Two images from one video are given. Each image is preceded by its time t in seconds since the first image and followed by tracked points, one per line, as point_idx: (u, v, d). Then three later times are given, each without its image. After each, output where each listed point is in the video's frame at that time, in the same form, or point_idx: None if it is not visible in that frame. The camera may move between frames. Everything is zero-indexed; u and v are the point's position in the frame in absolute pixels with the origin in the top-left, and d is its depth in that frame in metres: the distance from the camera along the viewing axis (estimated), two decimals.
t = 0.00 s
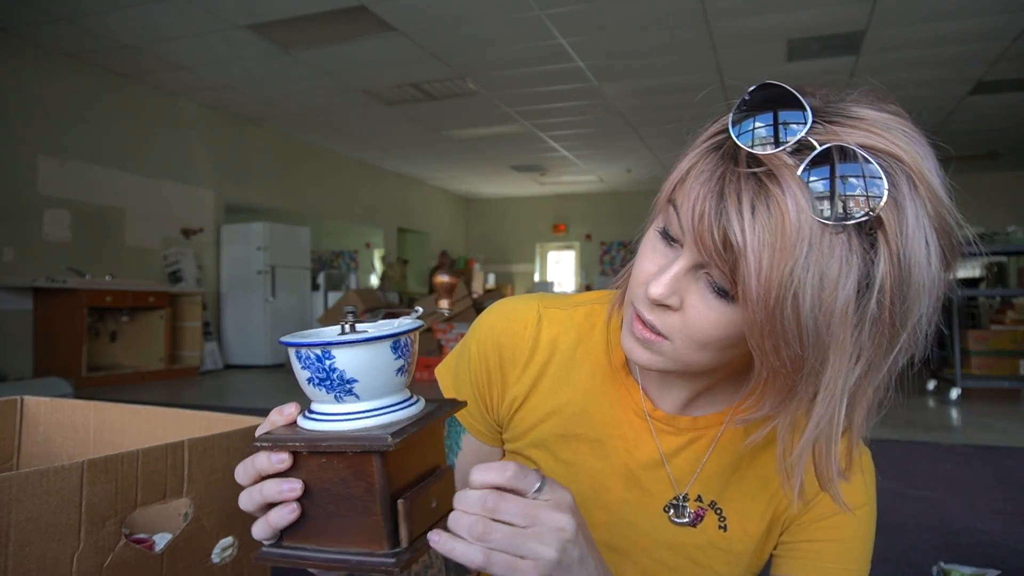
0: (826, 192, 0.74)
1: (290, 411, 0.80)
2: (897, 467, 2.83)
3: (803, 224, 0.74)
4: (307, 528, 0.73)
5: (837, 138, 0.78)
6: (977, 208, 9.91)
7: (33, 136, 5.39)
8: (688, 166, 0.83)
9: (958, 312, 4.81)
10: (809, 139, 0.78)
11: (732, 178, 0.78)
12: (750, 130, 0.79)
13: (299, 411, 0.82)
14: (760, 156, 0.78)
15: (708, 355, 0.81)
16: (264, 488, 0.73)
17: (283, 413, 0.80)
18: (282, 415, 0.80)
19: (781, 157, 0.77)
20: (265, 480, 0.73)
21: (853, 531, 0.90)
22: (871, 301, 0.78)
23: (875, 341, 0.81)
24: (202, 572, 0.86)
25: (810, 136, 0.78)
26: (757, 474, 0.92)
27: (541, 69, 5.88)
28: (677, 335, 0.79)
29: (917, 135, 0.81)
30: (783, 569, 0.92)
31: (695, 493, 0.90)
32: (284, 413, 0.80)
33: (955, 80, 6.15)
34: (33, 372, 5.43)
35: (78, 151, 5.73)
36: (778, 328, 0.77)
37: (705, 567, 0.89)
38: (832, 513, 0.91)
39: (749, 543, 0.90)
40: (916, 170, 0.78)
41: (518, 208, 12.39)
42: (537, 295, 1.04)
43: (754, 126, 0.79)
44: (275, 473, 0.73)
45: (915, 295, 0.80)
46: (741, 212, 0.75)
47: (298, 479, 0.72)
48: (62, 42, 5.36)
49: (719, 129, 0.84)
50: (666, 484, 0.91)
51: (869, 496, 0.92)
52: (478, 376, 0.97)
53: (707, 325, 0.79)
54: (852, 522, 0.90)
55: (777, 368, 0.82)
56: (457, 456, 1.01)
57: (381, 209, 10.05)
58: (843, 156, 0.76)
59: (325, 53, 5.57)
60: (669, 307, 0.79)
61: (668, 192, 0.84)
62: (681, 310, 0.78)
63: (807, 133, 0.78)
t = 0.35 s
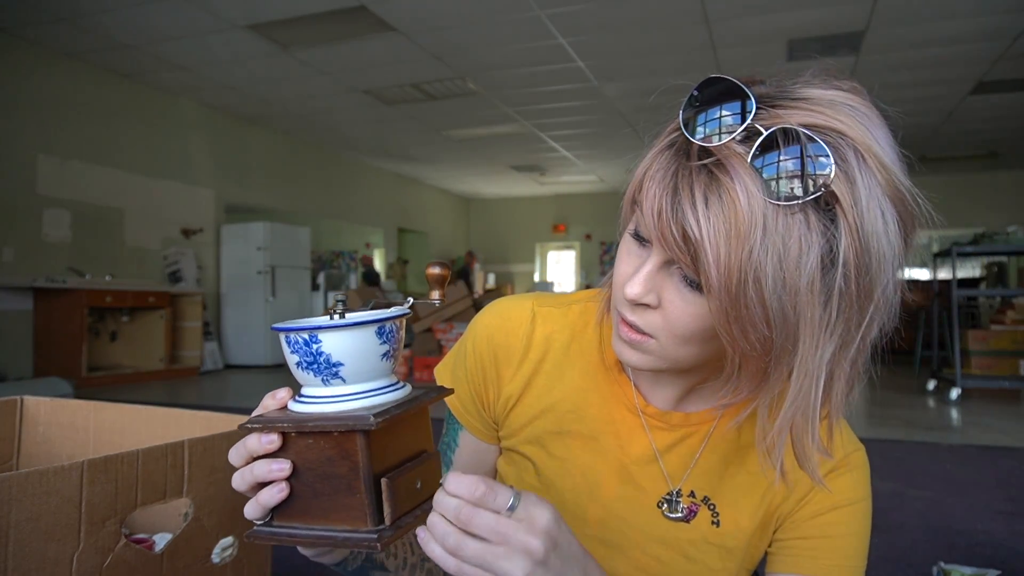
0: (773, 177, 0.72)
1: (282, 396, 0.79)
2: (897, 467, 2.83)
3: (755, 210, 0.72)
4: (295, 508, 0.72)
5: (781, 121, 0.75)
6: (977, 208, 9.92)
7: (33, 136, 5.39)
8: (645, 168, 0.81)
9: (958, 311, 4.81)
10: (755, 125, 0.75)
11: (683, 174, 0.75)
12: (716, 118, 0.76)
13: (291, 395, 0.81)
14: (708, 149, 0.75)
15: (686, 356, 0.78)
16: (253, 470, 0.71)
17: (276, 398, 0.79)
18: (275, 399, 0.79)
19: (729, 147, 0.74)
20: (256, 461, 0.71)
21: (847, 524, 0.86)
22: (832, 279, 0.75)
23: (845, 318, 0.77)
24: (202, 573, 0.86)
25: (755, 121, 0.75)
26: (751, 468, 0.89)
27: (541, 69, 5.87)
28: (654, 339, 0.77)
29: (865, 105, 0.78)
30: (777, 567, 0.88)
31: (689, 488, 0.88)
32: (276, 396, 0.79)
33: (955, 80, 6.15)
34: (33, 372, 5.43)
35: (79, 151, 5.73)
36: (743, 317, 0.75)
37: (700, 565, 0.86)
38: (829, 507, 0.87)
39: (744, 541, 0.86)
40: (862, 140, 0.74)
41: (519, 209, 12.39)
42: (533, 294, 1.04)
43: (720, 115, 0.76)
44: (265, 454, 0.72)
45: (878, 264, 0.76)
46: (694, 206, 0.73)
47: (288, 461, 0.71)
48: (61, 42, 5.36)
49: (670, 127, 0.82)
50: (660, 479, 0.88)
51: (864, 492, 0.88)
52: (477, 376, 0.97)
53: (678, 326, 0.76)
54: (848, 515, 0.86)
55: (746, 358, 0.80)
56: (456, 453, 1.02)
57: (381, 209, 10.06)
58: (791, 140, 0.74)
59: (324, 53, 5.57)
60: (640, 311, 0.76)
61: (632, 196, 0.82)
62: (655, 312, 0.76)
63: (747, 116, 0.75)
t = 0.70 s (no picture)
0: (791, 119, 0.73)
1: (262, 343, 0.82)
2: (898, 467, 2.82)
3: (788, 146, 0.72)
4: (262, 444, 0.71)
5: (775, 72, 0.78)
6: (977, 208, 9.92)
7: (33, 136, 5.38)
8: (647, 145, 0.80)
9: (958, 312, 4.81)
10: (750, 81, 0.77)
11: (701, 132, 0.76)
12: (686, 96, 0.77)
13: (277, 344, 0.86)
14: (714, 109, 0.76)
15: (735, 312, 0.77)
16: (225, 408, 0.72)
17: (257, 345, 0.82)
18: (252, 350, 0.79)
19: (735, 102, 0.75)
20: (227, 399, 0.72)
21: (843, 522, 0.83)
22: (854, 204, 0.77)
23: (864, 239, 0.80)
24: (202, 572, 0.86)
25: (746, 78, 0.77)
26: (750, 463, 0.85)
27: (541, 69, 5.87)
28: (705, 301, 0.74)
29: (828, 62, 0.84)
30: (775, 566, 0.86)
31: (681, 487, 0.85)
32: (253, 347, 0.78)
33: (955, 80, 6.15)
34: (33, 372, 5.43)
35: (78, 151, 5.73)
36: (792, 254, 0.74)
37: (698, 567, 0.83)
38: (830, 503, 0.84)
39: (740, 543, 0.83)
40: (849, 79, 0.79)
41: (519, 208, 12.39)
42: (521, 296, 1.01)
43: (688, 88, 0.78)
44: (237, 393, 0.73)
45: (884, 184, 0.80)
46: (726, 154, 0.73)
47: (254, 396, 0.72)
48: (61, 42, 5.36)
49: (657, 106, 0.81)
50: (658, 478, 0.85)
51: (861, 490, 0.85)
52: (467, 383, 0.94)
53: (729, 278, 0.75)
54: (850, 513, 0.84)
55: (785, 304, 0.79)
56: (450, 458, 0.97)
57: (381, 208, 10.05)
58: (794, 92, 0.75)
59: (324, 53, 5.57)
60: (686, 276, 0.74)
61: (637, 176, 0.81)
62: (704, 269, 0.75)
63: (742, 69, 0.76)
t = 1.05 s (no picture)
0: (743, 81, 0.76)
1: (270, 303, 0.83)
2: (898, 467, 2.82)
3: (746, 102, 0.75)
4: (263, 388, 0.72)
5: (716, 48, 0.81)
6: (977, 208, 9.92)
7: (34, 137, 5.39)
8: (619, 126, 0.80)
9: (958, 312, 4.81)
10: (696, 58, 0.80)
11: (667, 104, 0.77)
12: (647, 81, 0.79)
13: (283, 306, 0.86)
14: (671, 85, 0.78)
15: (733, 273, 0.75)
16: (232, 360, 0.74)
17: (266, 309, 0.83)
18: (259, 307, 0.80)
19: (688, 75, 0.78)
20: (234, 351, 0.74)
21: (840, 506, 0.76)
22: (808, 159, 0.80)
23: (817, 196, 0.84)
24: (202, 573, 0.86)
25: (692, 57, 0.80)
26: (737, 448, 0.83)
27: (542, 69, 5.88)
28: (706, 255, 0.72)
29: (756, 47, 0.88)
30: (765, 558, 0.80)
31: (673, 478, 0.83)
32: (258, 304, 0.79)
33: (954, 80, 6.15)
34: (33, 373, 5.43)
35: (79, 152, 5.73)
36: (768, 202, 0.76)
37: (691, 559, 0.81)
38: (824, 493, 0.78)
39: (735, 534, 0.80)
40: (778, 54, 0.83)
41: (518, 209, 12.38)
42: (512, 298, 1.00)
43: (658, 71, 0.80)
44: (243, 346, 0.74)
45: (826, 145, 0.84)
46: (695, 116, 0.75)
47: (259, 344, 0.73)
48: (61, 42, 5.36)
49: (615, 97, 0.82)
50: (651, 470, 0.83)
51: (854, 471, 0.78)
52: (458, 384, 0.93)
53: (725, 230, 0.74)
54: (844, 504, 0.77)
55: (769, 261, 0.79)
56: (443, 461, 0.97)
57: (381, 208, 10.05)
58: (741, 63, 0.77)
59: (324, 53, 5.57)
60: (683, 233, 0.72)
61: (612, 156, 0.80)
62: (704, 219, 0.73)
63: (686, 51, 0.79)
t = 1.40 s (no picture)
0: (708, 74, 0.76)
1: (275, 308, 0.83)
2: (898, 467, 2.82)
3: (714, 92, 0.75)
4: (264, 400, 0.73)
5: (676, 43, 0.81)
6: (977, 208, 9.92)
7: (34, 136, 5.39)
8: (592, 128, 0.80)
9: (958, 312, 4.81)
10: (659, 54, 0.79)
11: (636, 102, 0.77)
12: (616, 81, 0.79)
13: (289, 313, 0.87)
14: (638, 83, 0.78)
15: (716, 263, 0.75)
16: (234, 366, 0.74)
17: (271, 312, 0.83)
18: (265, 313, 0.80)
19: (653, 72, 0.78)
20: (237, 358, 0.74)
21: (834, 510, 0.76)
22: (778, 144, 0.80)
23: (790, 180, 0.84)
24: (202, 572, 0.86)
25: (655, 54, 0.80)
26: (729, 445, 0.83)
27: (542, 69, 5.88)
28: (688, 248, 0.72)
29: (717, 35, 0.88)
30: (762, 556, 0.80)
31: (666, 474, 0.83)
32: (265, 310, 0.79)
33: (954, 80, 6.16)
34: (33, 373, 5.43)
35: (79, 151, 5.73)
36: (746, 187, 0.76)
37: (684, 551, 0.81)
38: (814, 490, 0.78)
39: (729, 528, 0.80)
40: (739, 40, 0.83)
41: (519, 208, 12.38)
42: (503, 298, 1.00)
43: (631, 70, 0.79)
44: (246, 352, 0.75)
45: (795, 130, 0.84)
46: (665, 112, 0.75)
47: (262, 355, 0.74)
48: (61, 42, 5.36)
49: (583, 100, 0.82)
50: (642, 465, 0.83)
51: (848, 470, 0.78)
52: (451, 382, 0.93)
53: (705, 221, 0.74)
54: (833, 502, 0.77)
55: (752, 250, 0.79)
56: (438, 459, 0.97)
57: (381, 208, 10.06)
58: (704, 56, 0.76)
59: (325, 53, 5.57)
60: (665, 225, 0.72)
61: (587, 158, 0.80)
62: (685, 211, 0.73)
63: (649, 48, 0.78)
